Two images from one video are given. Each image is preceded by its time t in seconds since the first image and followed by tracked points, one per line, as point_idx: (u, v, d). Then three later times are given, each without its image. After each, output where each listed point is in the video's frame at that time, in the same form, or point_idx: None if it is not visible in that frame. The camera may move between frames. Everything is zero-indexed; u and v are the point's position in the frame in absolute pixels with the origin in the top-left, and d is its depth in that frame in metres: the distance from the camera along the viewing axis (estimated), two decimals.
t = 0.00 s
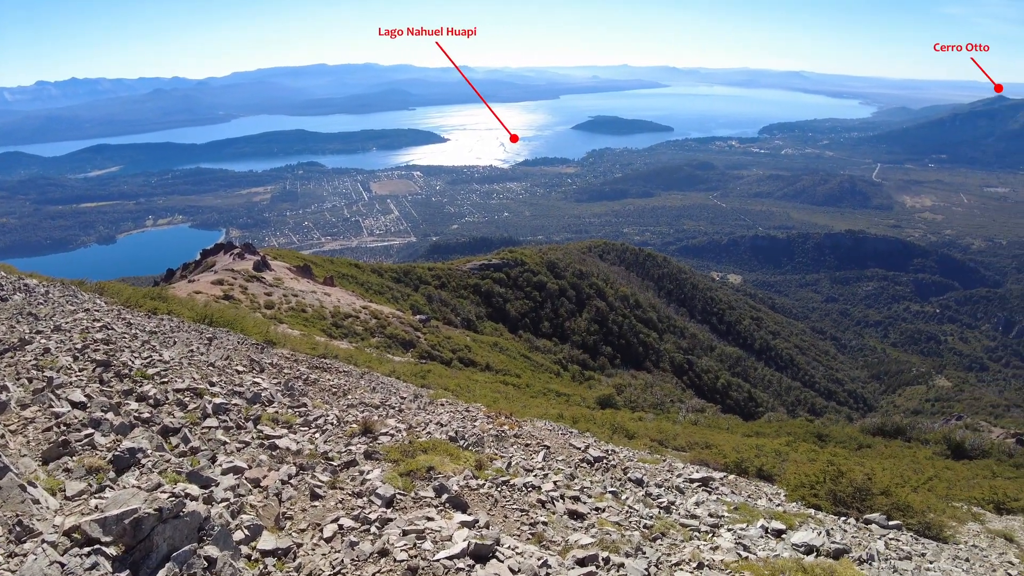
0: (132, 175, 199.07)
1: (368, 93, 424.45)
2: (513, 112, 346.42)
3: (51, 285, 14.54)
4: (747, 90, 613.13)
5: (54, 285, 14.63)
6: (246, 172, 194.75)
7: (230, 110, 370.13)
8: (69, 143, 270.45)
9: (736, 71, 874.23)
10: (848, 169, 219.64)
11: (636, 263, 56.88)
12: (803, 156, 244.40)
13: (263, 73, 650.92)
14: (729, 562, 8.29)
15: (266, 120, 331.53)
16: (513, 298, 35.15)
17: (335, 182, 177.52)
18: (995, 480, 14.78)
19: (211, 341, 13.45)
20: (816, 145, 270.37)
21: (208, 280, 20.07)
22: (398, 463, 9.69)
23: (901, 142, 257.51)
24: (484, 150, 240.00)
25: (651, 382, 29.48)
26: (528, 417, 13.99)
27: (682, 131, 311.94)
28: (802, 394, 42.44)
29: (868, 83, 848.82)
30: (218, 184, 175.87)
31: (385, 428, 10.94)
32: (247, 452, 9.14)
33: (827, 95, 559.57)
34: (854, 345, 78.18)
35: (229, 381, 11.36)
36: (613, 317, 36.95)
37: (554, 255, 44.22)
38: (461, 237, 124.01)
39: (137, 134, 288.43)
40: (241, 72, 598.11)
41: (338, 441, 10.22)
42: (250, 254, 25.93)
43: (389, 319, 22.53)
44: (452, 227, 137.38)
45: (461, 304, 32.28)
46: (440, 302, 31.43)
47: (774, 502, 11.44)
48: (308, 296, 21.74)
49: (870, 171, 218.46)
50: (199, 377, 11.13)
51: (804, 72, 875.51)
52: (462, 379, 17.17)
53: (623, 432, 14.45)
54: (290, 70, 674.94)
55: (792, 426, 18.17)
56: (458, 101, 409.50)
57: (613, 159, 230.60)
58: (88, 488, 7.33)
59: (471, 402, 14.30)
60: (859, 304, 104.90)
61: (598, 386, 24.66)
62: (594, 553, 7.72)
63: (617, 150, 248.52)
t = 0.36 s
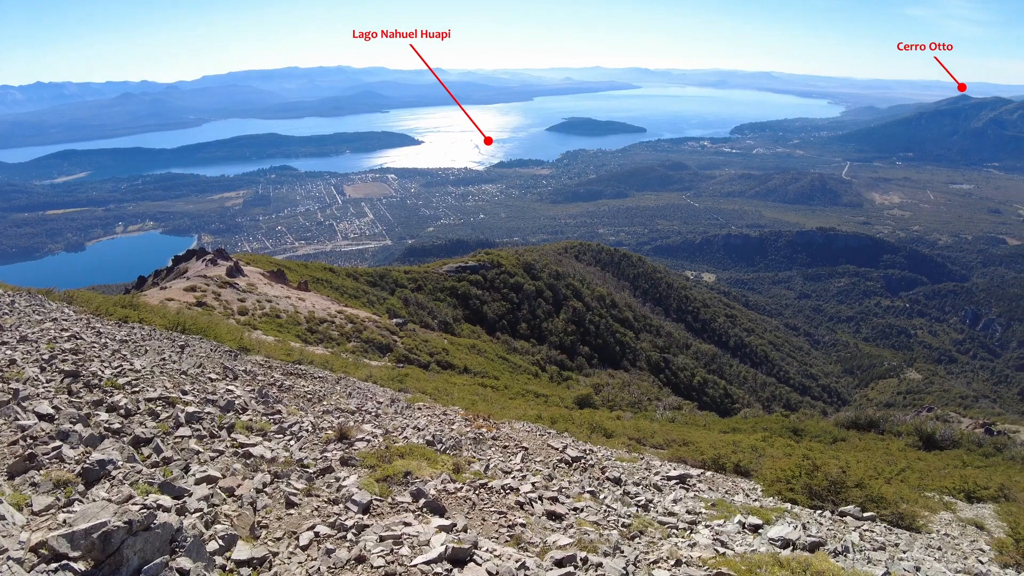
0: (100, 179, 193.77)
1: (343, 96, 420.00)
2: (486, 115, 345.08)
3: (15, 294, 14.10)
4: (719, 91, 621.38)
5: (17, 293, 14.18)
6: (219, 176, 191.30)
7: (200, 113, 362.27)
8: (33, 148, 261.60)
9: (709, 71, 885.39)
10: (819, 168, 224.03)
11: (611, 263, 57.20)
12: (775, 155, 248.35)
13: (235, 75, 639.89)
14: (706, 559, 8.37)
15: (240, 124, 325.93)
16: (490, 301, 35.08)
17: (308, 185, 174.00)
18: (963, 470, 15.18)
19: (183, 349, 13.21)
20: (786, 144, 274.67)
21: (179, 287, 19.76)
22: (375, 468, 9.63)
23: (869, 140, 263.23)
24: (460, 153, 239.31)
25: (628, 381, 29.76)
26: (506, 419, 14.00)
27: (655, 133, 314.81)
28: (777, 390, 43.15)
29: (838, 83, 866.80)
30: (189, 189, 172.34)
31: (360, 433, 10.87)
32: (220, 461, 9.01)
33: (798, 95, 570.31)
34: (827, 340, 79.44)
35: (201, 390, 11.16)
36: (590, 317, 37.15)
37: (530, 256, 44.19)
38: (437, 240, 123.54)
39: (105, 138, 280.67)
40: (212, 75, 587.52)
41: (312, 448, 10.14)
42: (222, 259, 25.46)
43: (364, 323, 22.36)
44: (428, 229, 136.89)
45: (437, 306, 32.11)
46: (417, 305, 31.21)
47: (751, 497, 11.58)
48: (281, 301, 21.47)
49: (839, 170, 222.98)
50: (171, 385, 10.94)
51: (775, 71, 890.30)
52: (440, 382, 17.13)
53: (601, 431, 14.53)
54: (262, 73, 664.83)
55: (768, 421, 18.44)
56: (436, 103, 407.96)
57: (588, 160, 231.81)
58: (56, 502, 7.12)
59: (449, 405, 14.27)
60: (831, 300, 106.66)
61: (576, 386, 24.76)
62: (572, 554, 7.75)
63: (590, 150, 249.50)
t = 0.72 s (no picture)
0: (69, 184, 188.52)
1: (320, 98, 415.20)
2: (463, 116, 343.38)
3: None
4: (696, 92, 627.24)
5: None
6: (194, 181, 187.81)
7: (174, 115, 355.29)
8: None
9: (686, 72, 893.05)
10: (792, 167, 227.27)
11: (589, 263, 57.28)
12: (749, 155, 251.45)
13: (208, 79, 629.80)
14: (685, 556, 8.46)
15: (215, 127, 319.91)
16: (468, 303, 34.98)
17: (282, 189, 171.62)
18: (937, 461, 15.51)
19: (157, 357, 13.00)
20: (759, 144, 278.35)
21: (153, 293, 19.45)
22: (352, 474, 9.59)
23: (842, 139, 267.87)
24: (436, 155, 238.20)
25: (607, 381, 29.97)
26: (486, 421, 13.98)
27: (631, 134, 317.08)
28: (754, 387, 43.71)
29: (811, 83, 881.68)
30: (162, 193, 168.84)
31: (338, 439, 10.78)
32: (196, 469, 8.89)
33: (772, 95, 578.20)
34: (803, 337, 80.52)
35: (175, 397, 11.00)
36: (569, 318, 37.26)
37: (508, 258, 44.10)
38: (414, 243, 122.88)
39: (74, 143, 273.42)
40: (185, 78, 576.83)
41: (289, 454, 10.04)
42: (196, 265, 25.05)
43: (341, 328, 22.17)
44: (405, 232, 136.27)
45: (416, 309, 31.90)
46: (396, 309, 30.97)
47: (729, 493, 11.71)
48: (256, 307, 21.17)
49: (812, 169, 226.49)
50: (145, 394, 10.75)
51: (750, 72, 903.14)
52: (419, 386, 17.06)
53: (581, 431, 14.60)
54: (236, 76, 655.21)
55: (747, 418, 18.66)
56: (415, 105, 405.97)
57: (564, 162, 232.58)
58: (25, 517, 6.92)
59: (428, 409, 14.23)
60: (806, 297, 108.08)
61: (555, 387, 24.93)
62: (552, 554, 7.76)
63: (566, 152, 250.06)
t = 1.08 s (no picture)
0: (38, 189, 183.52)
1: (299, 100, 410.65)
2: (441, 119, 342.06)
3: None
4: (674, 92, 632.06)
5: None
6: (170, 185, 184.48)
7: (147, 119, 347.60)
8: None
9: (664, 73, 900.47)
10: (766, 167, 230.36)
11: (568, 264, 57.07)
12: (724, 155, 254.27)
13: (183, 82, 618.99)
14: (664, 554, 8.53)
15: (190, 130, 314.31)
16: (448, 306, 34.87)
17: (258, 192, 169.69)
18: (910, 454, 15.85)
19: (131, 365, 12.81)
20: (733, 144, 281.67)
21: (127, 301, 19.14)
22: (331, 480, 9.52)
23: (815, 138, 272.09)
24: (413, 157, 236.82)
25: (587, 381, 30.14)
26: (466, 423, 13.97)
27: (608, 135, 318.88)
28: (732, 384, 44.28)
29: (787, 83, 895.58)
30: (137, 197, 165.71)
31: (316, 445, 10.70)
32: (171, 479, 8.78)
33: (748, 95, 584.92)
34: (780, 334, 81.49)
35: (150, 406, 10.85)
36: (548, 319, 37.34)
37: (488, 259, 43.95)
38: (392, 246, 122.34)
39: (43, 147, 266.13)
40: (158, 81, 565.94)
41: (266, 462, 9.96)
42: (172, 271, 24.68)
43: (319, 333, 21.97)
44: (382, 235, 135.74)
45: (395, 312, 31.66)
46: (374, 312, 30.74)
47: (710, 490, 11.84)
48: (233, 312, 20.86)
49: (787, 168, 229.57)
50: (118, 403, 10.59)
51: (727, 73, 914.02)
52: (398, 390, 16.98)
53: (562, 431, 14.66)
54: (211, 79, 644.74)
55: (726, 416, 18.87)
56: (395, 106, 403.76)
57: (542, 164, 233.31)
58: None
59: (407, 413, 14.23)
60: (782, 295, 109.47)
61: (536, 388, 24.98)
62: (531, 556, 7.77)
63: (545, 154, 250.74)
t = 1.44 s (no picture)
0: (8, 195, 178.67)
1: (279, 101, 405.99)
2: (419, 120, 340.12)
3: None
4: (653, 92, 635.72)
5: None
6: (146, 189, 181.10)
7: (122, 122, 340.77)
8: None
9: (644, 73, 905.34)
10: (744, 166, 232.75)
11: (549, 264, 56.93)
12: (702, 155, 256.54)
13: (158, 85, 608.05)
14: (645, 552, 8.59)
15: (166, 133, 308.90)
16: (429, 308, 34.75)
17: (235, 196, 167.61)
18: (889, 446, 16.10)
19: (106, 373, 12.60)
20: (710, 143, 284.27)
21: (103, 308, 18.85)
22: (311, 486, 9.47)
23: (792, 137, 275.69)
24: (391, 159, 235.55)
25: (569, 381, 30.24)
26: (448, 426, 13.97)
27: (586, 136, 320.34)
28: (713, 381, 44.74)
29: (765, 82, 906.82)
30: (112, 203, 162.43)
31: (295, 451, 10.62)
32: (148, 489, 8.65)
33: (725, 95, 591.23)
34: (758, 331, 82.22)
35: (126, 415, 10.70)
36: (530, 320, 37.39)
37: (468, 261, 43.81)
38: (371, 249, 121.53)
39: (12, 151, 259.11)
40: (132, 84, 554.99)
41: (245, 469, 9.87)
42: (148, 277, 24.32)
43: (299, 338, 21.77)
44: (361, 238, 134.92)
45: (375, 316, 31.47)
46: (355, 316, 30.52)
47: (691, 488, 11.95)
48: (211, 318, 20.61)
49: (763, 167, 231.94)
50: (93, 412, 10.45)
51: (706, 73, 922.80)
52: (379, 394, 16.92)
53: (544, 432, 14.70)
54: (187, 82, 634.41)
55: (708, 413, 19.05)
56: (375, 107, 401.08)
57: (520, 165, 233.71)
58: None
59: (389, 416, 14.16)
60: (760, 292, 110.50)
61: (518, 389, 25.03)
62: (512, 557, 7.78)
63: (526, 155, 251.24)
